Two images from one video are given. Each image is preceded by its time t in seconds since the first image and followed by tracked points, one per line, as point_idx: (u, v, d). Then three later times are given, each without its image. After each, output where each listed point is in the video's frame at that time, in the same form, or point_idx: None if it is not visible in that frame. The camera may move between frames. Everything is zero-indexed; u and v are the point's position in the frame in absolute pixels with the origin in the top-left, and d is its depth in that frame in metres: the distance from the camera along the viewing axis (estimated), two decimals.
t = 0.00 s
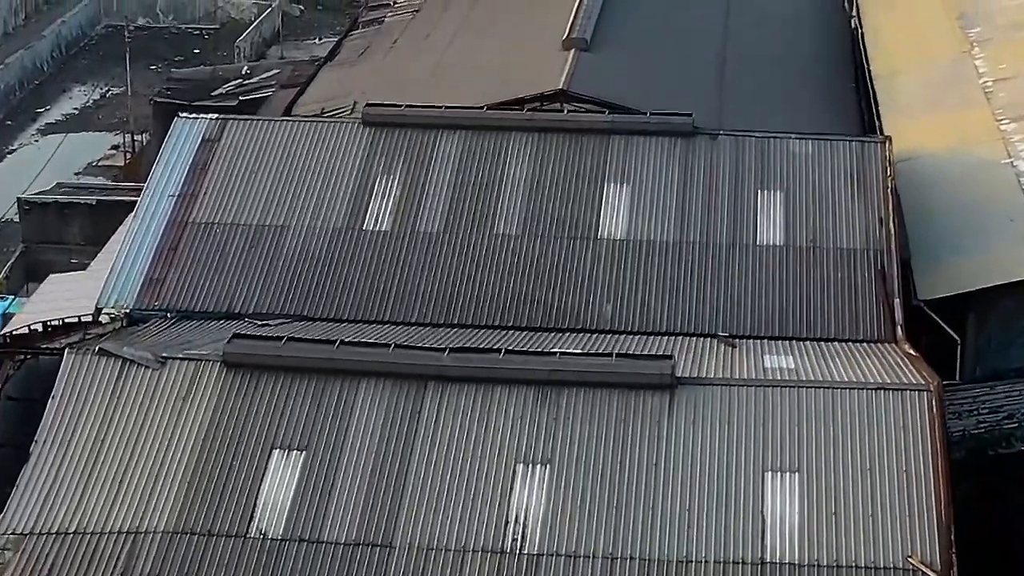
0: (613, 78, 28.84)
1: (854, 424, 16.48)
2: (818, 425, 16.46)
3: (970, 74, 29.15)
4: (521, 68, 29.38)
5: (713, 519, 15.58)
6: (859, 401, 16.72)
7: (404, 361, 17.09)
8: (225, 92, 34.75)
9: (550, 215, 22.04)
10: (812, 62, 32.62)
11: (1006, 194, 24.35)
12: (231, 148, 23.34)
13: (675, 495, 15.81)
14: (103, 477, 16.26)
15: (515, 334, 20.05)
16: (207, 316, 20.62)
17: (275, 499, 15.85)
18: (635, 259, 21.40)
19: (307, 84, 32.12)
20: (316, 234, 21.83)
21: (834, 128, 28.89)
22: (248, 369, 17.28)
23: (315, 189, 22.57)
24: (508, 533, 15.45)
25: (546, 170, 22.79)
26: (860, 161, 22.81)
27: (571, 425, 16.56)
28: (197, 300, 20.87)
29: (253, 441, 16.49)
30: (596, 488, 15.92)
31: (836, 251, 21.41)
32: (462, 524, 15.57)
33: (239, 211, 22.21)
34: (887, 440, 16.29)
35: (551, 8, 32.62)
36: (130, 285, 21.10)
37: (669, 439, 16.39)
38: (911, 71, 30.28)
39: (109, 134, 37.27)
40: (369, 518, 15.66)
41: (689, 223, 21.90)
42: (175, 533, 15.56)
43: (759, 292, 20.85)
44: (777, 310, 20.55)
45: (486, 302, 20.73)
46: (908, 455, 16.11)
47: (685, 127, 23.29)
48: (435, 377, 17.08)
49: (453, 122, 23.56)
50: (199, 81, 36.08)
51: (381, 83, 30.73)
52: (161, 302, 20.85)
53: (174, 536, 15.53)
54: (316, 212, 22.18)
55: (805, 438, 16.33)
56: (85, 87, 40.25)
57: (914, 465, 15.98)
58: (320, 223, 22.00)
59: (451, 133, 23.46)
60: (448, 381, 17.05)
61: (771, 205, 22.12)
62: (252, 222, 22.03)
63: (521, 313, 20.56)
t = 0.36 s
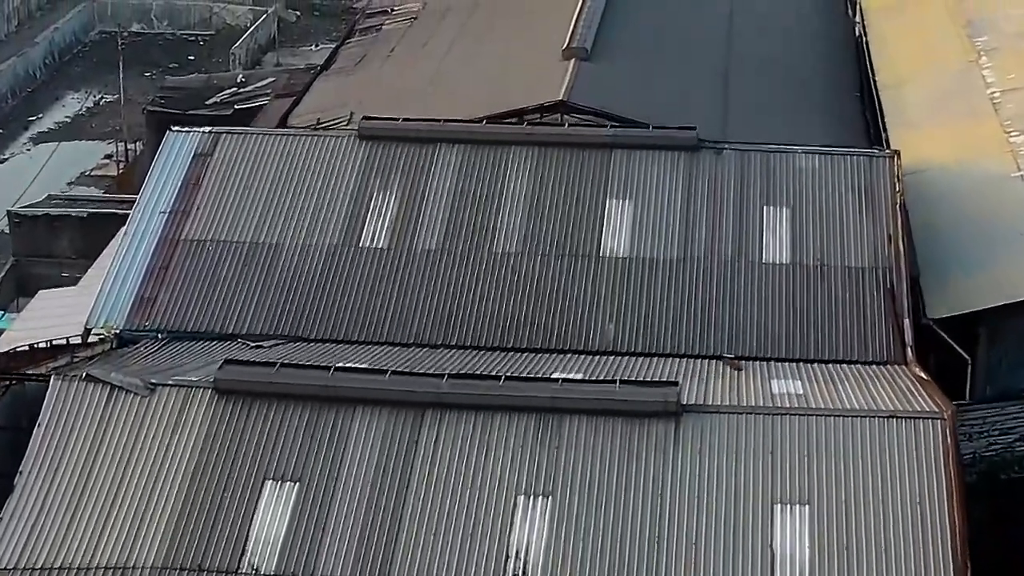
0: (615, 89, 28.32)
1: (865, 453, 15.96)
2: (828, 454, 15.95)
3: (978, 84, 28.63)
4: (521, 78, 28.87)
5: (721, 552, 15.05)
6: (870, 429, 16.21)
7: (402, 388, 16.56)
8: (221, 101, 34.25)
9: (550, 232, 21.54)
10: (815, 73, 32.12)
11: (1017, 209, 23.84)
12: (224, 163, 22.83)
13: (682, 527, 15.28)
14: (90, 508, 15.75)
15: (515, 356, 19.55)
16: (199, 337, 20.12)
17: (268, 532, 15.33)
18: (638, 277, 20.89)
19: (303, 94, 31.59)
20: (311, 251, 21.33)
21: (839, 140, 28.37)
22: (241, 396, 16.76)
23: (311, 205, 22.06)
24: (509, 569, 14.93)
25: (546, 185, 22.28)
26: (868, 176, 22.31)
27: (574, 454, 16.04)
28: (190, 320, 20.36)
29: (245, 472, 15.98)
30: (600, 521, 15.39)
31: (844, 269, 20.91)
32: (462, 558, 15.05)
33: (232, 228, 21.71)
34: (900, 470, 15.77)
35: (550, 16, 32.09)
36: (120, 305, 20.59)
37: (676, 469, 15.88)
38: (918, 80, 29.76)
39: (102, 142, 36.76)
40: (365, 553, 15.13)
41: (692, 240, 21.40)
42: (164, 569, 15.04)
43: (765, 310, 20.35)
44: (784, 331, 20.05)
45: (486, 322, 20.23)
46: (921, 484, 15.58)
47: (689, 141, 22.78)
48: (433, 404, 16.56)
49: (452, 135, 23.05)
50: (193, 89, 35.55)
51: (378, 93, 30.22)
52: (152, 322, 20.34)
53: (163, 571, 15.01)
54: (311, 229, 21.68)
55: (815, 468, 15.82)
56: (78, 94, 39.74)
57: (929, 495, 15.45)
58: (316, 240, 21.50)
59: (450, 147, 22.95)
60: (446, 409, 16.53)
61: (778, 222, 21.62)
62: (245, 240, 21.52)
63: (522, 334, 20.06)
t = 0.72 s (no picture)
0: (616, 100, 27.80)
1: (877, 486, 15.44)
2: (840, 487, 15.42)
3: (986, 95, 28.10)
4: (520, 88, 28.34)
5: None
6: (882, 460, 15.69)
7: (398, 418, 16.04)
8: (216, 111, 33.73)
9: (551, 251, 21.02)
10: (819, 86, 31.60)
11: None
12: (218, 177, 22.29)
13: (688, 565, 14.75)
14: (76, 544, 15.22)
15: (516, 381, 19.05)
16: (191, 360, 19.61)
17: (260, 569, 14.80)
18: (641, 298, 20.37)
19: (298, 104, 31.06)
20: (306, 270, 20.81)
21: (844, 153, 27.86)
22: (233, 426, 16.24)
23: (306, 222, 21.53)
24: None
25: (547, 201, 21.76)
26: (876, 192, 21.80)
27: (576, 487, 15.52)
28: (181, 342, 19.83)
29: (237, 506, 15.45)
30: (603, 556, 14.86)
31: (852, 289, 20.40)
32: None
33: (226, 246, 21.18)
34: (913, 503, 15.24)
35: (550, 25, 31.56)
36: (110, 326, 20.07)
37: (682, 503, 15.35)
38: (924, 91, 29.22)
39: (96, 151, 36.22)
40: None
41: (697, 259, 20.88)
42: None
43: (772, 332, 19.84)
44: (791, 354, 19.54)
45: (485, 346, 19.73)
46: (936, 518, 15.05)
47: (693, 156, 22.27)
48: (431, 434, 16.04)
49: (451, 151, 22.53)
50: (188, 98, 35.02)
51: (375, 104, 29.70)
52: (143, 344, 19.82)
53: None
54: (307, 247, 21.16)
55: (825, 502, 15.29)
56: (71, 102, 39.20)
57: (944, 530, 14.92)
58: (311, 259, 20.97)
59: (449, 163, 22.43)
60: (444, 439, 16.01)
61: (785, 240, 21.09)
62: (239, 259, 20.99)
63: (523, 358, 19.55)
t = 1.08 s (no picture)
0: (617, 110, 27.33)
1: (889, 519, 14.95)
2: (850, 521, 14.94)
3: (993, 105, 27.63)
4: (520, 98, 27.86)
5: None
6: (893, 489, 15.23)
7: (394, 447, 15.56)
8: (210, 120, 33.26)
9: (552, 268, 20.56)
10: (822, 96, 31.15)
11: None
12: (211, 193, 21.81)
13: None
14: None
15: (517, 404, 18.60)
16: (182, 383, 19.15)
17: None
18: (645, 317, 19.91)
19: (294, 114, 30.59)
20: (301, 288, 20.34)
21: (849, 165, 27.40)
22: (224, 455, 15.76)
23: (301, 239, 21.07)
24: None
25: (548, 217, 21.29)
26: (884, 208, 21.34)
27: (578, 520, 15.04)
28: (173, 364, 19.37)
29: (229, 539, 14.97)
30: None
31: (860, 307, 19.94)
32: None
33: (219, 264, 20.71)
34: (926, 537, 14.75)
35: (549, 33, 31.08)
36: (100, 347, 19.60)
37: (687, 537, 14.87)
38: (930, 100, 28.74)
39: (89, 160, 35.74)
40: None
41: (701, 277, 20.41)
42: None
43: (778, 353, 19.39)
44: (798, 376, 19.08)
45: (485, 367, 19.28)
46: (951, 552, 14.55)
47: (697, 171, 21.80)
48: (428, 464, 15.57)
49: (449, 165, 22.05)
50: (182, 106, 34.55)
51: (373, 114, 29.23)
52: (133, 366, 19.35)
53: None
54: (301, 265, 20.68)
55: (835, 536, 14.81)
56: (65, 109, 38.72)
57: (958, 566, 14.42)
58: (306, 276, 20.50)
59: (448, 178, 21.96)
60: (442, 469, 15.54)
61: (791, 257, 20.63)
62: (232, 276, 20.53)
63: (523, 381, 19.10)
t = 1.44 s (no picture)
0: (618, 121, 26.82)
1: (904, 558, 14.43)
2: (863, 560, 14.42)
3: (1001, 117, 27.13)
4: (519, 109, 27.34)
5: None
6: (908, 525, 14.71)
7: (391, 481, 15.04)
8: (204, 130, 32.75)
9: (553, 289, 20.04)
10: (825, 106, 30.67)
11: None
12: (203, 210, 21.28)
13: None
14: None
15: (518, 431, 18.07)
16: (173, 409, 18.63)
17: None
18: (648, 340, 19.40)
19: (288, 125, 30.05)
20: (295, 310, 19.82)
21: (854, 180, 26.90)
22: (214, 488, 15.24)
23: (295, 259, 20.54)
24: None
25: (549, 235, 20.77)
26: (892, 226, 20.83)
27: (580, 558, 14.53)
28: (163, 389, 18.85)
29: None
30: None
31: (869, 330, 19.44)
32: None
33: (211, 284, 20.19)
34: None
35: (548, 42, 30.56)
36: (88, 371, 19.08)
37: None
38: (936, 112, 28.24)
39: (81, 170, 35.22)
40: None
41: (706, 298, 19.90)
42: None
43: (785, 377, 18.88)
44: (806, 401, 18.57)
45: (483, 392, 18.77)
46: None
47: (701, 187, 21.27)
48: (426, 498, 15.05)
49: (447, 181, 21.52)
50: (176, 115, 34.02)
51: (369, 126, 28.71)
52: (122, 391, 18.83)
53: None
54: (295, 285, 20.17)
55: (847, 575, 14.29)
56: (57, 117, 38.19)
57: None
58: (300, 298, 19.99)
59: (445, 195, 21.44)
60: (440, 504, 15.03)
61: (797, 278, 20.11)
62: (224, 298, 20.00)
63: (523, 407, 18.59)
